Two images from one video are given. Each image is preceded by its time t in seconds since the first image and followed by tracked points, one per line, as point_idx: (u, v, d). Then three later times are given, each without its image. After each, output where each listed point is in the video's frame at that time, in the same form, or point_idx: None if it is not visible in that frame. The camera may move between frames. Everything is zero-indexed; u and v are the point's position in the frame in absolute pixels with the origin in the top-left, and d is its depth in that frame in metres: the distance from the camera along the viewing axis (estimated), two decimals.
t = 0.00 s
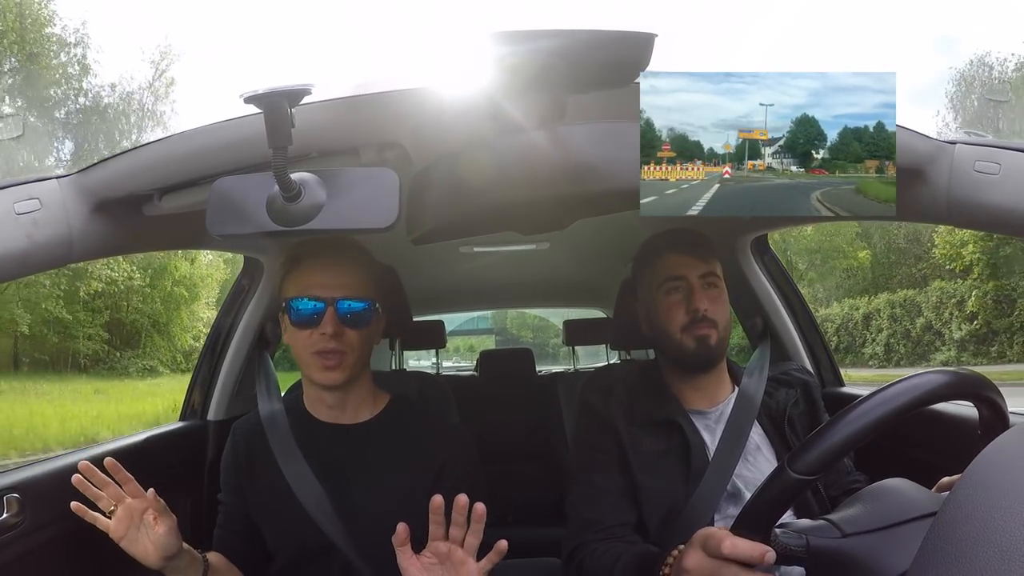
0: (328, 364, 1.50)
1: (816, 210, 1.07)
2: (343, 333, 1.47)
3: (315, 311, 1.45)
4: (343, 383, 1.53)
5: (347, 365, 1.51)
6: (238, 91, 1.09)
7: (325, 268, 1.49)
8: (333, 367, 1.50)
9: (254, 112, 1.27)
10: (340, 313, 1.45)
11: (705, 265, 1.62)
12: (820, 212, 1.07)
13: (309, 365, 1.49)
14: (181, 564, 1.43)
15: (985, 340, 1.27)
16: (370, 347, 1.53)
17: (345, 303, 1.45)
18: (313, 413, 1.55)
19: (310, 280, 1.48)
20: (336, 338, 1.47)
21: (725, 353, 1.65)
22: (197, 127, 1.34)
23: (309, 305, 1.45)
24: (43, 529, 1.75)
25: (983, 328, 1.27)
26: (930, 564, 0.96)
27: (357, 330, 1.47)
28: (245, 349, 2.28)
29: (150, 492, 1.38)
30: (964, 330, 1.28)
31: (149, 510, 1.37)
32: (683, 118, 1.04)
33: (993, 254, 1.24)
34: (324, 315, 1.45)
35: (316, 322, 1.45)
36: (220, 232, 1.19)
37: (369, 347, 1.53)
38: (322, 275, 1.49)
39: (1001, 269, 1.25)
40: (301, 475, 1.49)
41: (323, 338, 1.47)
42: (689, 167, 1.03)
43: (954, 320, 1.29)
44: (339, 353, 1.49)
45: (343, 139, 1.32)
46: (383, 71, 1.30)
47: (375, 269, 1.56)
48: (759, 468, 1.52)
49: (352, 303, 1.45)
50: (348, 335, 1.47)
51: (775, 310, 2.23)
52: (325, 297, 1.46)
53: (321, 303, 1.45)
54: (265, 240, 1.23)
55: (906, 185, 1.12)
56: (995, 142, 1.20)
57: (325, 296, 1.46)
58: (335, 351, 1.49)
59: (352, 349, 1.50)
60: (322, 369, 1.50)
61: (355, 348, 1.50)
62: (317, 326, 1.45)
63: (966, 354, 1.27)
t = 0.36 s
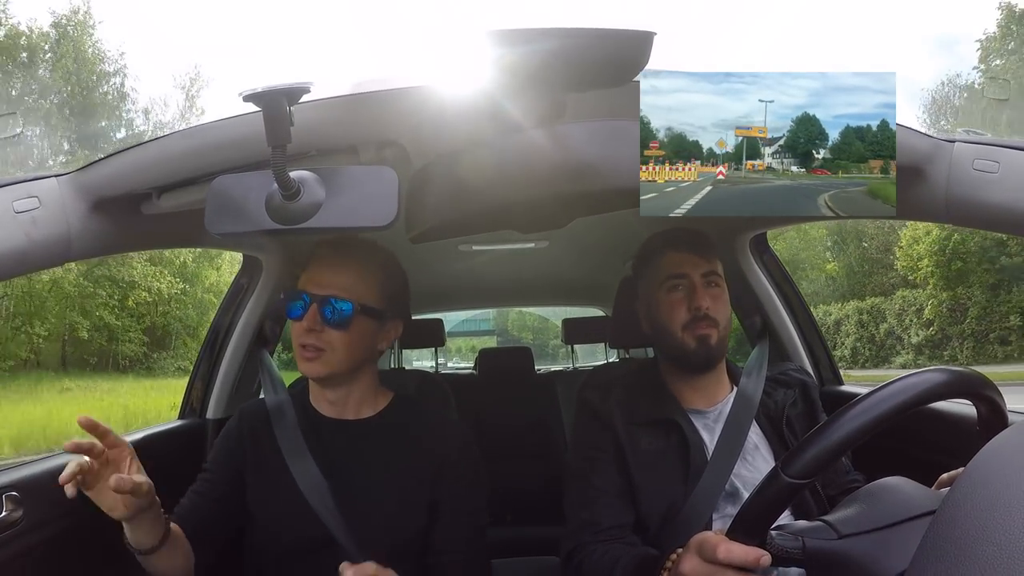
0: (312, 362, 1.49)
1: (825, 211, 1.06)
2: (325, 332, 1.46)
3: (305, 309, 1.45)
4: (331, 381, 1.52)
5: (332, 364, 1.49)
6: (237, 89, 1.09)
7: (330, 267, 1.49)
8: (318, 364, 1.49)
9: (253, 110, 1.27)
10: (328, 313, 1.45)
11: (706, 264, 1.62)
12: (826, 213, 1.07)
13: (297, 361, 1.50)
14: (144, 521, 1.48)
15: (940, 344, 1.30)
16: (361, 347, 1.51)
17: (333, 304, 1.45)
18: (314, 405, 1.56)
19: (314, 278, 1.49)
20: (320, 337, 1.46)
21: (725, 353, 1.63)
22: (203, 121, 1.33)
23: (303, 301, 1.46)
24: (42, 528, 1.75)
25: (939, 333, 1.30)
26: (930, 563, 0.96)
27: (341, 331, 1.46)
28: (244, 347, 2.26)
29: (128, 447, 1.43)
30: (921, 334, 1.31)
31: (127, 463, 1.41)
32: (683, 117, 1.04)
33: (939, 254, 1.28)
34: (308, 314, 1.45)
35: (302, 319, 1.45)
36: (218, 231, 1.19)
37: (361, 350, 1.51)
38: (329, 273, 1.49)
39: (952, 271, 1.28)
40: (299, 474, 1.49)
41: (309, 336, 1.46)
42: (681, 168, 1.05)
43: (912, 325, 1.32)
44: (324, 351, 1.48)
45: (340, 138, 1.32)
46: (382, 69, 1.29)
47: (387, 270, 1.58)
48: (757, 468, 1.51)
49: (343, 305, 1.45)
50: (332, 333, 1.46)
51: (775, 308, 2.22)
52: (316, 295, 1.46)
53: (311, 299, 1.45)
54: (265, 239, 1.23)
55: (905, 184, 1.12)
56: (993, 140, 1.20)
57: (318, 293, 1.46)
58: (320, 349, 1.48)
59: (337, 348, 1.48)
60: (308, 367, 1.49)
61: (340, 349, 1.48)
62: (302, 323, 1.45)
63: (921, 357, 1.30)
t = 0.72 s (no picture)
0: (341, 368, 1.50)
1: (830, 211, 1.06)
2: (357, 342, 1.48)
3: (338, 314, 1.46)
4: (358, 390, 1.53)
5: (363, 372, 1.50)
6: (238, 89, 1.09)
7: (356, 273, 1.50)
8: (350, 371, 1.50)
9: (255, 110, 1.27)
10: (362, 321, 1.46)
11: (715, 267, 1.63)
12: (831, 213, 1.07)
13: (325, 365, 1.51)
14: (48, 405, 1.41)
15: (903, 347, 1.30)
16: (390, 360, 1.52)
17: (367, 313, 1.46)
18: (332, 410, 1.56)
19: (345, 282, 1.49)
20: (352, 345, 1.48)
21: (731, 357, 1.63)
22: (199, 124, 1.33)
23: (336, 306, 1.47)
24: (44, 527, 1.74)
25: (903, 336, 1.30)
26: (931, 562, 0.96)
27: (374, 343, 1.48)
28: (246, 345, 2.24)
29: None
30: (887, 338, 1.33)
31: (10, 365, 1.27)
32: (682, 117, 1.05)
33: (901, 264, 1.29)
34: (342, 319, 1.46)
35: (335, 324, 1.46)
36: (219, 231, 1.19)
37: (391, 364, 1.53)
38: (356, 279, 1.49)
39: (913, 277, 1.27)
40: (300, 475, 1.49)
41: (341, 343, 1.48)
42: (669, 169, 1.06)
43: (880, 329, 1.34)
44: (355, 360, 1.50)
45: (340, 139, 1.32)
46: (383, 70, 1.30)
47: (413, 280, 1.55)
48: (760, 469, 1.51)
49: (379, 316, 1.46)
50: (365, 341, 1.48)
51: (775, 309, 2.23)
52: (349, 301, 1.47)
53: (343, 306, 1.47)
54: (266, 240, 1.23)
55: (906, 183, 1.11)
56: (993, 141, 1.21)
57: (352, 301, 1.47)
58: (350, 357, 1.49)
59: (367, 358, 1.50)
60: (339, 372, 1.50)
61: (371, 360, 1.50)
62: (335, 328, 1.46)
63: (885, 360, 1.33)
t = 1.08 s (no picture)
0: (342, 375, 1.50)
1: (838, 213, 1.08)
2: (359, 349, 1.48)
3: (338, 321, 1.47)
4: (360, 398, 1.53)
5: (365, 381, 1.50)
6: (239, 91, 1.09)
7: (359, 277, 1.50)
8: (351, 379, 1.50)
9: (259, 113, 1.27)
10: (362, 328, 1.46)
11: (718, 268, 1.63)
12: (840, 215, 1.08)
13: (327, 373, 1.51)
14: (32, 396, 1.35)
15: (873, 349, 1.39)
16: (393, 366, 1.52)
17: (367, 319, 1.46)
18: (336, 415, 1.57)
19: (342, 287, 1.49)
20: (355, 353, 1.49)
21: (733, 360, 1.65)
22: (210, 124, 1.33)
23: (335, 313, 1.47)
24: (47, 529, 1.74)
25: (874, 340, 1.39)
26: (935, 564, 0.96)
27: (376, 350, 1.49)
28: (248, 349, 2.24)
29: None
30: (858, 341, 1.41)
31: None
32: (681, 117, 1.04)
33: (870, 273, 1.35)
34: (342, 326, 1.47)
35: (335, 332, 1.47)
36: (221, 232, 1.18)
37: (394, 371, 1.53)
38: (356, 285, 1.49)
39: (882, 285, 1.34)
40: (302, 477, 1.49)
41: (341, 350, 1.49)
42: (654, 169, 1.09)
43: (851, 333, 1.42)
44: (357, 368, 1.50)
45: (343, 140, 1.34)
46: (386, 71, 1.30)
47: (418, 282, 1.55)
48: (763, 471, 1.52)
49: (379, 322, 1.46)
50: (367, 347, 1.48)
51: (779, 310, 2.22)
52: (350, 308, 1.47)
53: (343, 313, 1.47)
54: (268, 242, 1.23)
55: (908, 184, 1.11)
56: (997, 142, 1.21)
57: (352, 308, 1.47)
58: (352, 365, 1.50)
59: (369, 367, 1.50)
60: (341, 381, 1.51)
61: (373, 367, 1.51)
62: (335, 334, 1.47)
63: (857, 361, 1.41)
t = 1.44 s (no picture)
0: (332, 370, 1.50)
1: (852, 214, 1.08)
2: (347, 342, 1.48)
3: (324, 317, 1.47)
4: (349, 395, 1.53)
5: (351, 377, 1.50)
6: (242, 90, 1.09)
7: (347, 275, 1.50)
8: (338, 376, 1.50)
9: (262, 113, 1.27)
10: (347, 322, 1.46)
11: (721, 266, 1.63)
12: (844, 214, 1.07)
13: (317, 369, 1.51)
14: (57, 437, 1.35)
15: (848, 351, 1.43)
16: (382, 359, 1.53)
17: (354, 313, 1.46)
18: (333, 417, 1.58)
19: (328, 287, 1.50)
20: (341, 348, 1.48)
21: (736, 358, 1.65)
22: (213, 124, 1.32)
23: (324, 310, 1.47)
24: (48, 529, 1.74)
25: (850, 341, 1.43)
26: (938, 563, 0.96)
27: (363, 342, 1.48)
28: (250, 349, 2.23)
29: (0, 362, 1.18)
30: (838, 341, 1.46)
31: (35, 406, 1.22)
32: (679, 116, 1.06)
33: (844, 283, 1.42)
34: (328, 322, 1.46)
35: (321, 328, 1.46)
36: (223, 232, 1.19)
37: (384, 363, 1.54)
38: (342, 282, 1.50)
39: (855, 293, 1.41)
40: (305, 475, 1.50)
41: (327, 345, 1.48)
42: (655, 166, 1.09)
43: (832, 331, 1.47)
44: (344, 361, 1.50)
45: (346, 139, 1.33)
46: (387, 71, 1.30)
47: (410, 275, 1.57)
48: (765, 471, 1.52)
49: (363, 314, 1.47)
50: (353, 342, 1.48)
51: (782, 310, 2.22)
52: (336, 304, 1.48)
53: (329, 309, 1.47)
54: (271, 241, 1.23)
55: (910, 183, 1.11)
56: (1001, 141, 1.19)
57: (335, 303, 1.48)
58: (339, 359, 1.49)
59: (357, 360, 1.50)
60: (328, 379, 1.51)
61: (362, 358, 1.50)
62: (321, 331, 1.46)
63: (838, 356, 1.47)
